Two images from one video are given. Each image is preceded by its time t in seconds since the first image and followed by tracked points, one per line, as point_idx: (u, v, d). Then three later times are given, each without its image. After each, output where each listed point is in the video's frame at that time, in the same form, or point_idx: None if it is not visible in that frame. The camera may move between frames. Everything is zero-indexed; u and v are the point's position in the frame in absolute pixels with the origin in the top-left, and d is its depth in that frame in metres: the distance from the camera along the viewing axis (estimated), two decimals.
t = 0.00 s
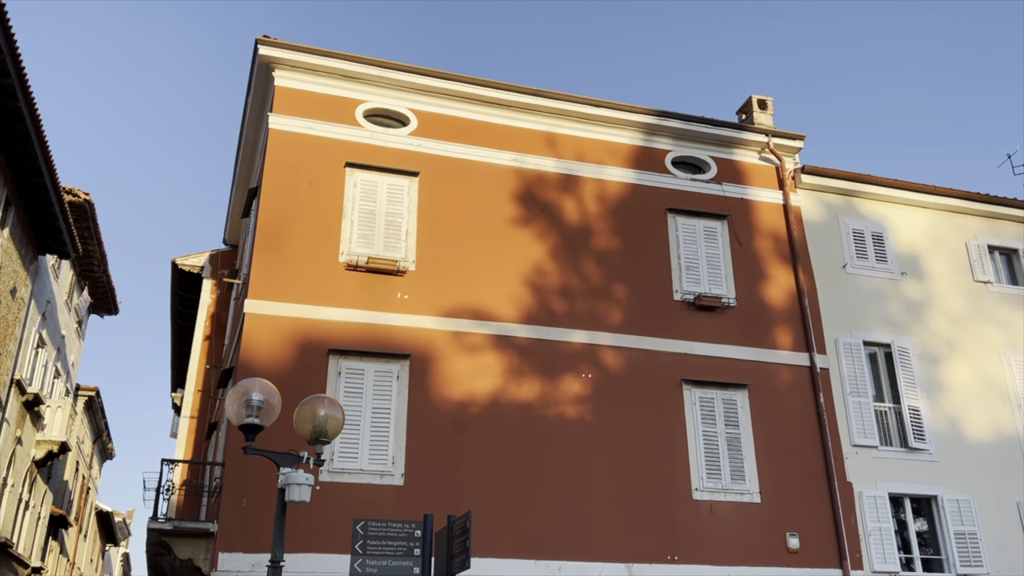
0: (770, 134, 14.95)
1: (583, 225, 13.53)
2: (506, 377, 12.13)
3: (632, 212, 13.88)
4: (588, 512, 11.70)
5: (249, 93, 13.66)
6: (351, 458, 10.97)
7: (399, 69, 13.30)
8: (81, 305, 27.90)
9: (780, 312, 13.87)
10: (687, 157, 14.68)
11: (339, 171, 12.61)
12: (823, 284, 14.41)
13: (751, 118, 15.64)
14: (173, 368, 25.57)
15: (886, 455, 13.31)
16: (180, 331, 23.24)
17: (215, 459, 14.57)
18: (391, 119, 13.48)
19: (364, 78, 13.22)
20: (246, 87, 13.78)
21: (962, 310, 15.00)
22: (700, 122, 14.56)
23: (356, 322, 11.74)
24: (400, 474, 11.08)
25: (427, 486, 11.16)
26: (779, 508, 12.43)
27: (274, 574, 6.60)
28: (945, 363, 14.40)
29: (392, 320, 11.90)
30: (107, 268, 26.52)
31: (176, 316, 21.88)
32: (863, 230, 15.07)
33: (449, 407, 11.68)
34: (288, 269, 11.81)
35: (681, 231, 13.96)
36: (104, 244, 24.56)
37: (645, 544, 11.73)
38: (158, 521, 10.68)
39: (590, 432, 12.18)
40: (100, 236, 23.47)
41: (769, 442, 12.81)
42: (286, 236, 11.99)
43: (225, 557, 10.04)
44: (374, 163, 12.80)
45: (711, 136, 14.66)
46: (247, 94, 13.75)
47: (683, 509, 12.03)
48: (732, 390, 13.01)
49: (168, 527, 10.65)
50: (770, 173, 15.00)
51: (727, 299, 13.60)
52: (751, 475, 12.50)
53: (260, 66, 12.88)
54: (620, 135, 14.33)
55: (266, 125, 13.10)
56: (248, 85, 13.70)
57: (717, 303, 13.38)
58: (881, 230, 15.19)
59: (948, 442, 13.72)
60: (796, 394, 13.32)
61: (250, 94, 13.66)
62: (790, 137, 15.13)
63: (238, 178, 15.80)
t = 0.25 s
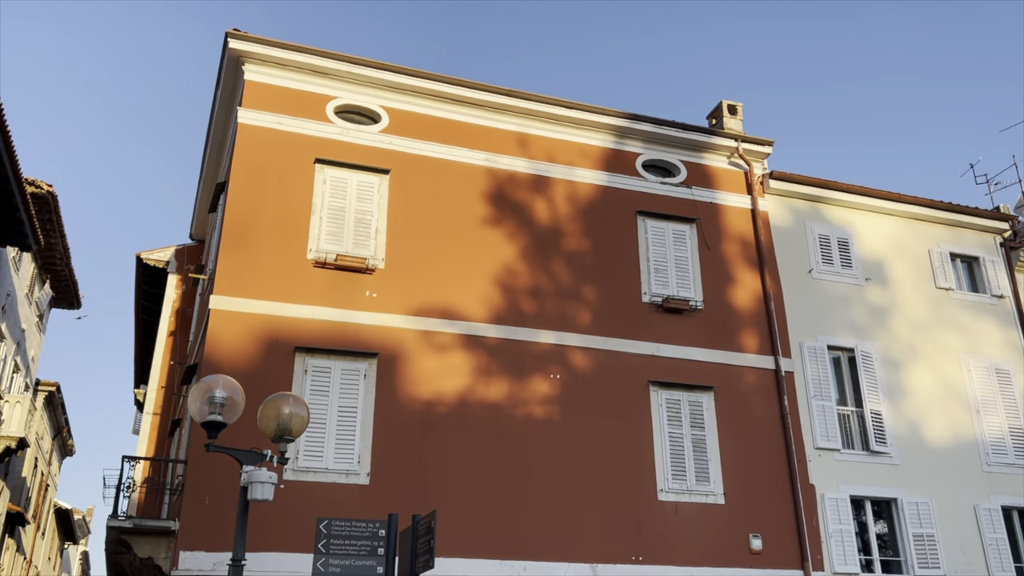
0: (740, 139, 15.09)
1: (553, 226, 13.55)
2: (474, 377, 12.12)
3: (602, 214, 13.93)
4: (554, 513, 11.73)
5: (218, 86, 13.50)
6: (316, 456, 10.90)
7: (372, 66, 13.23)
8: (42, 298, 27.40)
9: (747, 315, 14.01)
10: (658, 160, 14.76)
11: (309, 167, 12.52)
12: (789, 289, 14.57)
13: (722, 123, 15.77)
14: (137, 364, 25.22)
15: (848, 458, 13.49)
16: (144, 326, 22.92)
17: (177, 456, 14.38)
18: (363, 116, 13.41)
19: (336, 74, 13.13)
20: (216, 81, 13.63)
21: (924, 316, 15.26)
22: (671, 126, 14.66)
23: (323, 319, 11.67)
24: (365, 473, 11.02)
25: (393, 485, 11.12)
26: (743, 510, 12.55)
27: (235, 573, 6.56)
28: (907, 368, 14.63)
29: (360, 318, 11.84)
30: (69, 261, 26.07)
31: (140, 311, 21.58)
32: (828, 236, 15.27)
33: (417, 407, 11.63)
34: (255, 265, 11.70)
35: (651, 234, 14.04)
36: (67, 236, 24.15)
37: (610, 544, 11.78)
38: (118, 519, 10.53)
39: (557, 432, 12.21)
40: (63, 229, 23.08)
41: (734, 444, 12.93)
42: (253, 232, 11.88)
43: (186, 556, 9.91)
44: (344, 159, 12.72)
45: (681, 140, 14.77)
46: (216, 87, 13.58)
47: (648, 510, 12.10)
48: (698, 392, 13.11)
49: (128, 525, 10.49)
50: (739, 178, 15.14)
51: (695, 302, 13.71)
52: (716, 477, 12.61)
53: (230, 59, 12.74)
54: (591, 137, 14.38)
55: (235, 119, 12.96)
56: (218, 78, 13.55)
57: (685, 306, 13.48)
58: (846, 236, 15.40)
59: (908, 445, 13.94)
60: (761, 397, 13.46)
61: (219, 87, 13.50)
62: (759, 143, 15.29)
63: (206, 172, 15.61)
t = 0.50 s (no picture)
0: (707, 144, 15.22)
1: (521, 227, 13.56)
2: (439, 376, 12.08)
3: (570, 216, 13.97)
4: (517, 513, 11.73)
5: (184, 78, 13.31)
6: (278, 455, 10.80)
7: (341, 62, 13.13)
8: None
9: (712, 319, 14.14)
10: (626, 163, 14.84)
11: (276, 162, 12.40)
12: (753, 293, 14.73)
13: (689, 127, 15.90)
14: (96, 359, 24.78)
15: (808, 461, 13.66)
16: (104, 321, 22.53)
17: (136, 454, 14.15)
18: (331, 112, 13.31)
19: (304, 69, 13.02)
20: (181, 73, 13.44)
21: (884, 322, 15.51)
22: (639, 129, 14.74)
23: (287, 316, 11.56)
24: (328, 472, 10.94)
25: (356, 484, 11.05)
26: (705, 511, 12.66)
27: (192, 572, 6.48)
28: (867, 372, 14.86)
29: (325, 315, 11.75)
30: (27, 253, 25.53)
31: (100, 305, 21.20)
32: (792, 241, 15.47)
33: (381, 405, 11.57)
34: (219, 261, 11.56)
35: (618, 236, 14.11)
36: (26, 228, 23.65)
37: (572, 545, 11.82)
38: (73, 517, 10.27)
39: (522, 432, 12.21)
40: (21, 220, 22.59)
41: (697, 446, 13.04)
42: (217, 227, 11.73)
43: (142, 555, 9.74)
44: (311, 155, 12.62)
45: (650, 143, 14.86)
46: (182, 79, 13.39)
47: (611, 511, 12.16)
48: (662, 394, 13.20)
49: (83, 523, 10.26)
50: (705, 182, 15.27)
51: (661, 305, 13.80)
52: (678, 478, 12.71)
53: (196, 51, 12.57)
54: (560, 138, 14.42)
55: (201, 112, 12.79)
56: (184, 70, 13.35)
57: (651, 308, 13.57)
58: (810, 242, 15.60)
59: (867, 449, 14.16)
60: (724, 399, 13.58)
61: (184, 79, 13.32)
62: (725, 148, 15.43)
63: (170, 165, 15.39)
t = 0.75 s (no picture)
0: (680, 148, 15.31)
1: (495, 227, 13.55)
2: (410, 376, 12.03)
3: (544, 216, 13.98)
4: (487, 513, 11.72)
5: (155, 70, 13.14)
6: (245, 453, 10.70)
7: (315, 58, 13.04)
8: None
9: (683, 321, 14.22)
10: (600, 165, 14.89)
11: (247, 158, 12.28)
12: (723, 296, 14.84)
13: (663, 130, 15.98)
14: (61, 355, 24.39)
15: (775, 463, 13.79)
16: (69, 315, 22.18)
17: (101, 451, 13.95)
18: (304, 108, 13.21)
19: (278, 65, 12.91)
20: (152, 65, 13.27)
21: (852, 326, 15.70)
22: (614, 131, 14.79)
23: (257, 313, 11.46)
24: (296, 471, 10.86)
25: (324, 483, 10.98)
26: (674, 512, 12.74)
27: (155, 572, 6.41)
28: (834, 376, 15.04)
29: (296, 313, 11.66)
30: None
31: (66, 300, 20.87)
32: (763, 245, 15.60)
33: (352, 404, 11.50)
34: (188, 256, 11.43)
35: (591, 237, 14.15)
36: None
37: (541, 545, 11.83)
38: (34, 515, 10.11)
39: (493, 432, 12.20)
40: None
41: (667, 447, 13.11)
42: (187, 222, 11.60)
43: (105, 553, 9.60)
44: (284, 151, 12.52)
45: (624, 145, 14.91)
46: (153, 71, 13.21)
47: (580, 512, 12.19)
48: (633, 395, 13.26)
49: (46, 521, 10.10)
50: (678, 185, 15.36)
51: (633, 306, 13.86)
52: (647, 479, 12.77)
53: (168, 43, 12.41)
54: (535, 139, 14.43)
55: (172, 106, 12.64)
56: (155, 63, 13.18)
57: (623, 309, 13.62)
58: (780, 246, 15.75)
59: (834, 452, 14.33)
60: (694, 401, 13.67)
61: (155, 71, 13.14)
62: (698, 151, 15.53)
63: (140, 158, 15.18)
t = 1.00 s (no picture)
0: (652, 151, 15.40)
1: (466, 226, 13.52)
2: (378, 374, 11.97)
3: (515, 217, 13.99)
4: (453, 513, 11.70)
5: (123, 61, 12.94)
6: (209, 451, 10.58)
7: (287, 53, 12.93)
8: None
9: (652, 323, 14.31)
10: (572, 166, 14.93)
11: (216, 152, 12.15)
12: (692, 298, 14.95)
13: (635, 133, 16.06)
14: (22, 349, 23.92)
15: (740, 465, 13.92)
16: (30, 310, 21.79)
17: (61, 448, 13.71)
18: (275, 103, 13.10)
19: (249, 59, 12.78)
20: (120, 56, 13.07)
21: (818, 330, 15.90)
22: (586, 133, 14.84)
23: (223, 310, 11.34)
24: (261, 469, 10.76)
25: (290, 481, 10.90)
26: (640, 513, 12.81)
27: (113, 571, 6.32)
28: (800, 379, 15.21)
29: (263, 309, 11.55)
30: None
31: (27, 293, 20.48)
32: (731, 249, 15.75)
33: (318, 403, 11.42)
34: (154, 251, 11.28)
35: (562, 238, 14.17)
36: None
37: (507, 545, 11.84)
38: None
39: (460, 432, 12.18)
40: None
41: (634, 449, 13.18)
42: (153, 216, 11.45)
43: (64, 552, 9.44)
44: (253, 146, 12.41)
45: (596, 147, 14.97)
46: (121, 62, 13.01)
47: (547, 512, 12.21)
48: (601, 396, 13.30)
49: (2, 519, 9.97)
50: (649, 188, 15.45)
51: (602, 308, 13.91)
52: (614, 480, 12.82)
53: (136, 34, 12.23)
54: (507, 139, 14.43)
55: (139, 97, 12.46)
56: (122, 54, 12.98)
57: (592, 311, 13.66)
58: (748, 250, 15.90)
59: (798, 454, 14.49)
60: (661, 403, 13.76)
61: (123, 62, 12.95)
62: (669, 155, 15.64)
63: (106, 150, 14.94)
